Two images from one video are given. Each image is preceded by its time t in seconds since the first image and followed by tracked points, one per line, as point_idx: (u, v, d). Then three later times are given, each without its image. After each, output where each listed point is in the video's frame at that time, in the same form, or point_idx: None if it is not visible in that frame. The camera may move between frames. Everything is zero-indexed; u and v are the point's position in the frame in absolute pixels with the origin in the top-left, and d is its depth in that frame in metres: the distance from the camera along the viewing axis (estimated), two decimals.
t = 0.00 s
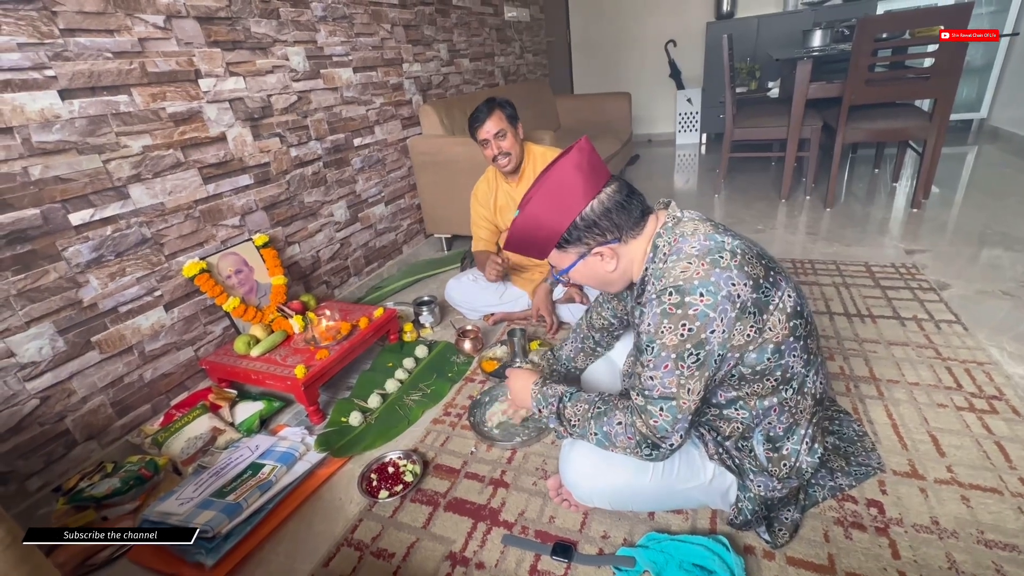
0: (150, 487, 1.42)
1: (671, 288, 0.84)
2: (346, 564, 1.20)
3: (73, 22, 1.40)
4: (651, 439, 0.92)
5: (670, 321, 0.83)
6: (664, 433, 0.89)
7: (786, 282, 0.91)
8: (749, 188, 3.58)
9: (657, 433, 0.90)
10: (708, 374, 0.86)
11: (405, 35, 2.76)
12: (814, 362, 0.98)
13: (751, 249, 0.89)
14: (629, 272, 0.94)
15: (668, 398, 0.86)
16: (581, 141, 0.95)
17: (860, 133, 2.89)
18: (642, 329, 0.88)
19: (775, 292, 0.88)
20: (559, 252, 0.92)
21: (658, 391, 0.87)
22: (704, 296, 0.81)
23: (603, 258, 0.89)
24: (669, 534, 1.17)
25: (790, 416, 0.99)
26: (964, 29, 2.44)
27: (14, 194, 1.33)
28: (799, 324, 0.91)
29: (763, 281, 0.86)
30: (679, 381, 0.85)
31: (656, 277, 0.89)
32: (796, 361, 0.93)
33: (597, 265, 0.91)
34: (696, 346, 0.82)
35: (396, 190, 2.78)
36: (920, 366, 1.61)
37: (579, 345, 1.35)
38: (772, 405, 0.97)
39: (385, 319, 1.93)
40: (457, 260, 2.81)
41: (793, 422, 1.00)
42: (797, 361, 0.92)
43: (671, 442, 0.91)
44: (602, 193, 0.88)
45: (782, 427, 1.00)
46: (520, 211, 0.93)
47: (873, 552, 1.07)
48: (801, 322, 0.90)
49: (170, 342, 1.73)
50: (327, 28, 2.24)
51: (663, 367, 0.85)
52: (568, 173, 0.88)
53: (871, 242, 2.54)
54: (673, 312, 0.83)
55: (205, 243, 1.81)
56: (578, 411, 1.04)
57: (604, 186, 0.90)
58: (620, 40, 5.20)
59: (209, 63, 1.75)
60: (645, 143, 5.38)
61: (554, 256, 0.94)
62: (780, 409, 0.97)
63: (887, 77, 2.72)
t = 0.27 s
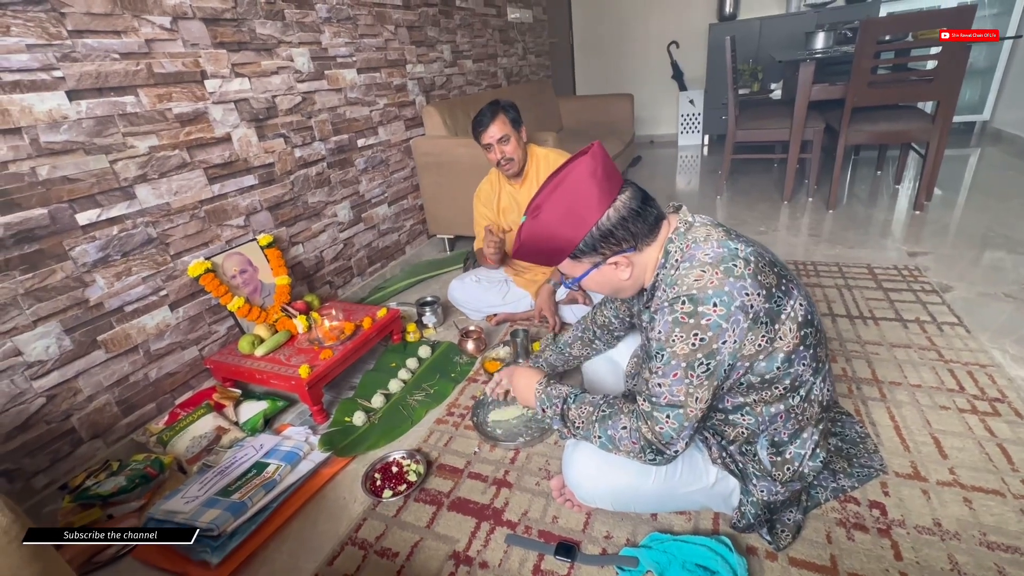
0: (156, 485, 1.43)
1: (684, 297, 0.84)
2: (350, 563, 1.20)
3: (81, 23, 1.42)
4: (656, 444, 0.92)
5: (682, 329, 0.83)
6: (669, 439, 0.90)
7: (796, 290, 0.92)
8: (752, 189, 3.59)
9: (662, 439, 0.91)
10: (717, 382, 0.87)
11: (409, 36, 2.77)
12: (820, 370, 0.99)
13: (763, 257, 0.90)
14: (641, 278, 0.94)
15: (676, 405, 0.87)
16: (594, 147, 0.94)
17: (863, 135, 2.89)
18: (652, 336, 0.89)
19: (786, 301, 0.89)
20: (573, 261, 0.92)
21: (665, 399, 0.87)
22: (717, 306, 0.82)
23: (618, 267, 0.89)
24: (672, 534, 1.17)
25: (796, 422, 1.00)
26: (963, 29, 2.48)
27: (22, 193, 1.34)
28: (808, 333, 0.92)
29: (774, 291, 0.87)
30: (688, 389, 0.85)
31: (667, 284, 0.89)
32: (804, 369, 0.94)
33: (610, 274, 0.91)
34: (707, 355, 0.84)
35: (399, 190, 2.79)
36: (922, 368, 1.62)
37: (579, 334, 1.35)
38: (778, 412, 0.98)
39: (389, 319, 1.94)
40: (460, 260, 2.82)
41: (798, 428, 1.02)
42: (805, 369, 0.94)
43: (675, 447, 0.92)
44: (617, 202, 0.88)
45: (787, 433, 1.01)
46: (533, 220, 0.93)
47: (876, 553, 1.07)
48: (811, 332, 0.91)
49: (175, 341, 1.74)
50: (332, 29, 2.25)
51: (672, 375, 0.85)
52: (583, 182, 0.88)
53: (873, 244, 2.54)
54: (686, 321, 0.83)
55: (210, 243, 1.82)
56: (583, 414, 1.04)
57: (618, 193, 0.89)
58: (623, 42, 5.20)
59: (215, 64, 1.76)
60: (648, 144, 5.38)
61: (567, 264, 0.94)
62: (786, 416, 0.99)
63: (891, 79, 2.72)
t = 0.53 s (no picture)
0: (150, 485, 1.42)
1: (688, 299, 0.83)
2: (345, 564, 1.20)
3: (73, 19, 1.40)
4: (656, 448, 0.91)
5: (685, 333, 0.82)
6: (669, 443, 0.89)
7: (800, 292, 0.91)
8: (751, 188, 3.57)
9: (662, 443, 0.90)
10: (719, 386, 0.86)
11: (407, 33, 2.76)
12: (821, 372, 0.99)
13: (766, 259, 0.89)
14: (642, 279, 0.93)
15: (677, 409, 0.86)
16: (594, 145, 0.93)
17: (863, 134, 2.87)
18: (654, 338, 0.88)
19: (790, 303, 0.88)
20: (573, 262, 0.91)
21: (666, 402, 0.86)
22: (722, 309, 0.81)
23: (619, 268, 0.88)
24: (669, 536, 1.16)
25: (795, 424, 0.99)
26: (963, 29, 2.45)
27: (14, 191, 1.33)
28: (811, 335, 0.91)
29: (779, 293, 0.86)
30: (690, 393, 0.84)
31: (670, 286, 0.88)
32: (806, 371, 0.93)
33: (612, 275, 0.90)
34: (710, 359, 0.83)
35: (397, 188, 2.77)
36: (922, 369, 1.61)
37: (585, 337, 1.35)
38: (779, 414, 0.97)
39: (386, 318, 1.93)
40: (458, 259, 2.81)
41: (798, 429, 1.01)
42: (807, 371, 0.93)
43: (675, 451, 0.91)
44: (620, 201, 0.87)
45: (787, 434, 1.00)
46: (533, 220, 0.91)
47: (874, 556, 1.06)
48: (814, 334, 0.91)
49: (171, 340, 1.73)
50: (329, 26, 2.24)
51: (674, 379, 0.84)
52: (583, 181, 0.86)
53: (873, 243, 2.53)
54: (689, 324, 0.82)
55: (205, 241, 1.81)
56: (580, 416, 1.03)
57: (620, 192, 0.88)
58: (623, 39, 5.18)
59: (210, 61, 1.75)
60: (647, 143, 5.37)
61: (567, 265, 0.93)
62: (786, 418, 0.98)
63: (891, 77, 2.70)
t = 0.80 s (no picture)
0: (150, 483, 1.42)
1: (692, 298, 0.82)
2: (346, 562, 1.19)
3: (73, 15, 1.39)
4: (658, 447, 0.91)
5: (689, 332, 0.82)
6: (671, 442, 0.89)
7: (806, 292, 0.91)
8: (753, 186, 3.57)
9: (665, 442, 0.89)
10: (722, 385, 0.85)
11: (408, 30, 2.75)
12: (826, 373, 0.98)
13: (773, 258, 0.88)
14: (647, 275, 0.93)
15: (680, 408, 0.85)
16: (601, 139, 0.92)
17: (865, 132, 2.87)
18: (657, 337, 0.87)
19: (795, 303, 0.87)
20: (578, 258, 0.90)
21: (669, 401, 0.86)
22: (727, 308, 0.80)
23: (625, 264, 0.88)
24: (671, 535, 1.16)
25: (799, 424, 0.99)
26: (963, 29, 2.46)
27: (13, 188, 1.32)
28: (817, 336, 0.91)
29: (784, 293, 0.86)
30: (692, 393, 0.84)
31: (674, 284, 0.88)
32: (811, 372, 0.93)
33: (617, 271, 0.90)
34: (714, 359, 0.82)
35: (398, 186, 2.77)
36: (924, 367, 1.60)
37: (585, 338, 1.34)
38: (783, 414, 0.96)
39: (387, 316, 1.92)
40: (459, 257, 2.80)
41: (802, 430, 1.00)
42: (812, 372, 0.92)
43: (677, 450, 0.91)
44: (626, 196, 0.86)
45: (790, 434, 1.00)
46: (538, 215, 0.90)
47: (877, 555, 1.06)
48: (819, 334, 0.90)
49: (171, 338, 1.73)
50: (330, 23, 2.23)
51: (677, 378, 0.84)
52: (590, 176, 0.86)
53: (874, 242, 2.52)
54: (693, 323, 0.82)
55: (206, 239, 1.81)
56: (582, 414, 1.03)
57: (627, 188, 0.88)
58: (624, 37, 5.16)
59: (210, 57, 1.74)
60: (648, 141, 5.36)
61: (571, 262, 0.92)
62: (790, 418, 0.97)
63: (893, 75, 2.70)
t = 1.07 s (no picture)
0: (151, 480, 1.42)
1: (693, 295, 0.82)
2: (348, 560, 1.19)
3: (73, 11, 1.39)
4: (659, 444, 0.91)
5: (689, 328, 0.82)
6: (673, 440, 0.88)
7: (806, 288, 0.90)
8: (754, 185, 3.56)
9: (666, 439, 0.89)
10: (723, 382, 0.85)
11: (409, 28, 2.74)
12: (828, 369, 0.97)
13: (773, 254, 0.88)
14: (650, 274, 0.93)
15: (681, 405, 0.85)
16: (603, 137, 0.92)
17: (867, 130, 2.86)
18: (658, 334, 0.87)
19: (796, 299, 0.87)
20: (583, 257, 0.89)
21: (670, 398, 0.85)
22: (727, 305, 0.80)
23: (629, 262, 0.88)
24: (673, 533, 1.16)
25: (801, 421, 0.98)
26: (964, 29, 2.46)
27: (15, 185, 1.32)
28: (818, 332, 0.90)
29: (785, 289, 0.85)
30: (694, 389, 0.84)
31: (674, 281, 0.87)
32: (812, 368, 0.92)
33: (621, 269, 0.90)
34: (714, 355, 0.82)
35: (399, 184, 2.76)
36: (927, 366, 1.60)
37: (585, 335, 1.33)
38: (784, 411, 0.96)
39: (388, 314, 1.92)
40: (460, 255, 2.80)
41: (803, 427, 1.00)
42: (813, 369, 0.92)
43: (679, 447, 0.90)
44: (631, 193, 0.86)
45: (792, 432, 0.99)
46: (541, 214, 0.90)
47: (879, 553, 1.06)
48: (820, 331, 0.90)
49: (172, 335, 1.73)
50: (331, 20, 2.22)
51: (678, 375, 0.83)
52: (593, 174, 0.85)
53: (876, 240, 2.52)
54: (694, 320, 0.81)
55: (207, 236, 1.80)
56: (584, 411, 1.02)
57: (631, 184, 0.87)
58: (625, 35, 5.15)
59: (211, 54, 1.74)
60: (649, 139, 5.35)
61: (575, 260, 0.92)
62: (791, 415, 0.97)
63: (896, 73, 2.67)
